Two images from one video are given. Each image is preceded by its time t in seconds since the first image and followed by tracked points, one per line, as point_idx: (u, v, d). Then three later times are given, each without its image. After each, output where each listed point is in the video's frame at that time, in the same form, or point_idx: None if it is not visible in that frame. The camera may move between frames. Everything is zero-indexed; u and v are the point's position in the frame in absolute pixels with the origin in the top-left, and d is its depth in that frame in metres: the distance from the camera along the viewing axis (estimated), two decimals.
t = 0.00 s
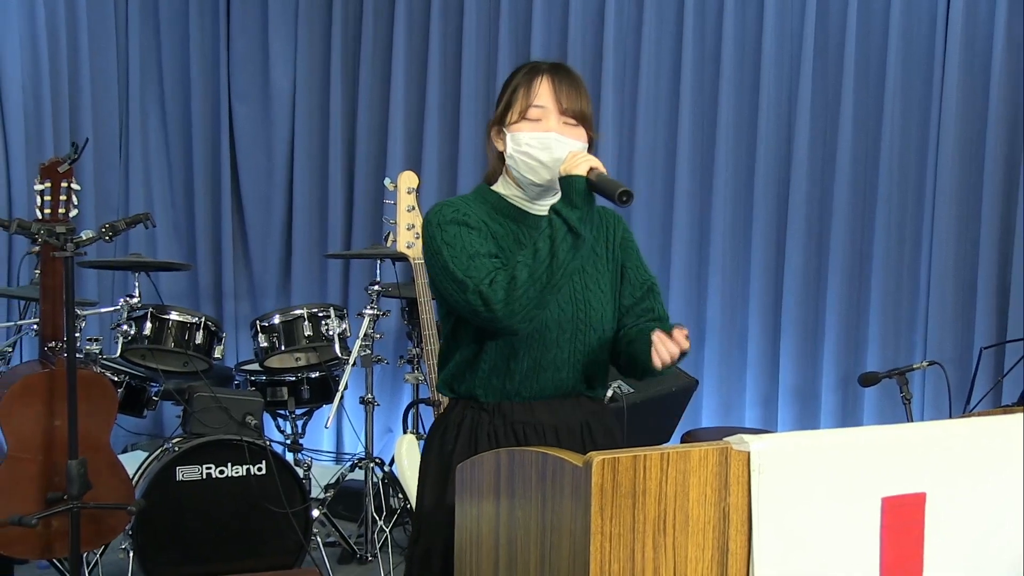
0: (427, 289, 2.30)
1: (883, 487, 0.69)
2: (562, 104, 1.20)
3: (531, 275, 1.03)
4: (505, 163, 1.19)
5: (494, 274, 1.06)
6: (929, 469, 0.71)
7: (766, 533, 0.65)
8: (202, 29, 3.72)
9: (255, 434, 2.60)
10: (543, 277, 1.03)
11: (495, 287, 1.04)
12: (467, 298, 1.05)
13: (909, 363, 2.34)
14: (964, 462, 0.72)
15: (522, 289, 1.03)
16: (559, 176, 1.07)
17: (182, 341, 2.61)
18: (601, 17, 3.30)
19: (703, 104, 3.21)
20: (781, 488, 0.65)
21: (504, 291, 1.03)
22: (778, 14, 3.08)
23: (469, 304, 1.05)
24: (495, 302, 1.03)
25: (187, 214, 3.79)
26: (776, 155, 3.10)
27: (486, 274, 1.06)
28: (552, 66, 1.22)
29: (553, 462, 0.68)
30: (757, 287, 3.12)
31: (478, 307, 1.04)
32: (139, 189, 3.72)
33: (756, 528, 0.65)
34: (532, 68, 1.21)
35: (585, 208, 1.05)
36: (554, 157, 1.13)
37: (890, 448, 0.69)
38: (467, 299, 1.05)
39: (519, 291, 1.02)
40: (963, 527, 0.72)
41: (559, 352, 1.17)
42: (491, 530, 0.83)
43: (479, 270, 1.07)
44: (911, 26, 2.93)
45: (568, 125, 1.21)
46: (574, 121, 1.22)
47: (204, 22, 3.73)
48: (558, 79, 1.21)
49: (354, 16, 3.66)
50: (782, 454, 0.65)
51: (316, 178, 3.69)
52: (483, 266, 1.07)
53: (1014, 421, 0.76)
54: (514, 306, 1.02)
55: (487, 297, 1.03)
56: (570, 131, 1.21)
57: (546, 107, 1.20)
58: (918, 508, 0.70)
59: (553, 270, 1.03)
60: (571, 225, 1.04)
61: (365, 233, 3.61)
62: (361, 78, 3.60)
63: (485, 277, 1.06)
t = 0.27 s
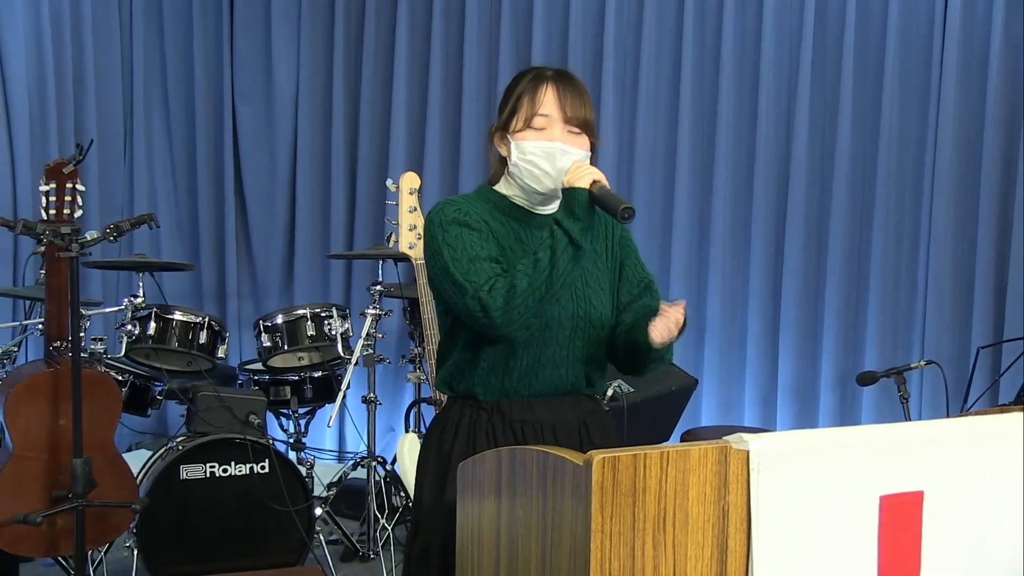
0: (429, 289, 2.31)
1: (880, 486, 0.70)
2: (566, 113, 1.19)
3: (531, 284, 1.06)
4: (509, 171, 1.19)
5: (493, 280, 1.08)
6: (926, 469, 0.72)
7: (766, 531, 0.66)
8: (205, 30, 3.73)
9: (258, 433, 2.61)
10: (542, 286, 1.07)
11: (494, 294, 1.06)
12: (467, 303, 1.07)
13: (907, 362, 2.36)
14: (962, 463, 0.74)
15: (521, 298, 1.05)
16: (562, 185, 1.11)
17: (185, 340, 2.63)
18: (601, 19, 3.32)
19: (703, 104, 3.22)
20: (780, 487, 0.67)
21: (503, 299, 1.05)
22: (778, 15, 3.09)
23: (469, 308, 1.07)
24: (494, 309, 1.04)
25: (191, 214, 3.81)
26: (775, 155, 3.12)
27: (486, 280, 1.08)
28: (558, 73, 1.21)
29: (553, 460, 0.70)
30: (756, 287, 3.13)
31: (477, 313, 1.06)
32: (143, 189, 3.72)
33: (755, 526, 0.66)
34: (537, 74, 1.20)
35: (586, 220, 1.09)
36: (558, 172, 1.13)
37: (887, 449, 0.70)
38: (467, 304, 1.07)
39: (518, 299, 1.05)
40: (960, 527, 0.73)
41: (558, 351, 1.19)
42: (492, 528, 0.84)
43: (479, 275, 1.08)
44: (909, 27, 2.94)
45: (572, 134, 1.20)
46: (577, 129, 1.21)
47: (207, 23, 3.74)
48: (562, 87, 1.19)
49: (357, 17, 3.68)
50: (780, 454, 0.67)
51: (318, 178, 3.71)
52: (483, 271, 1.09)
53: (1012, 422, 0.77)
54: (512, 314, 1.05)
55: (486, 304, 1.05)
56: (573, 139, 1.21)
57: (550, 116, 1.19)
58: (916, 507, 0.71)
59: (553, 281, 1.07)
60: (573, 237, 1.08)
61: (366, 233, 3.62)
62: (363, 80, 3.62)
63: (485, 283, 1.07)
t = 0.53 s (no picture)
0: (430, 289, 2.32)
1: (877, 484, 0.72)
2: (574, 117, 1.21)
3: (542, 285, 1.04)
4: (518, 174, 1.19)
5: (503, 281, 1.07)
6: (922, 469, 0.73)
7: (764, 526, 0.68)
8: (209, 32, 3.75)
9: (261, 431, 2.65)
10: (552, 288, 1.04)
11: (505, 295, 1.05)
12: (477, 304, 1.06)
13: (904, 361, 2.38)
14: (958, 463, 0.75)
15: (532, 300, 1.04)
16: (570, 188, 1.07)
17: (189, 339, 2.65)
18: (601, 20, 3.33)
19: (703, 105, 3.24)
20: (777, 484, 0.68)
21: (514, 300, 1.05)
22: (776, 17, 3.11)
23: (479, 310, 1.06)
24: (504, 310, 1.04)
25: (195, 214, 3.83)
26: (774, 156, 3.14)
27: (496, 281, 1.07)
28: (564, 77, 1.23)
29: (553, 458, 0.71)
30: (755, 287, 3.15)
31: (488, 314, 1.05)
32: (147, 190, 3.74)
33: (755, 522, 0.68)
34: (544, 79, 1.22)
35: (597, 221, 1.04)
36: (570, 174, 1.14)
37: (884, 448, 0.72)
38: (477, 305, 1.06)
39: (529, 301, 1.04)
40: (956, 524, 0.74)
41: (565, 351, 1.19)
42: (494, 527, 0.86)
43: (490, 277, 1.08)
44: (907, 29, 2.96)
45: (580, 138, 1.22)
46: (585, 133, 1.23)
47: (211, 25, 3.76)
48: (570, 92, 1.21)
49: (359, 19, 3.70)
50: (777, 452, 0.68)
51: (320, 178, 3.73)
52: (494, 273, 1.08)
53: (1011, 420, 0.78)
54: (523, 316, 1.04)
55: (497, 305, 1.04)
56: (581, 143, 1.22)
57: (559, 120, 1.20)
58: (912, 504, 0.73)
59: (563, 282, 1.05)
60: (582, 238, 1.04)
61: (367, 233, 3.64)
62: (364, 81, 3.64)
63: (496, 284, 1.07)
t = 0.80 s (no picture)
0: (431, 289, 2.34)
1: (874, 482, 0.73)
2: (586, 117, 1.23)
3: (563, 284, 1.06)
4: (532, 174, 1.21)
5: (524, 281, 1.08)
6: (916, 466, 0.74)
7: (762, 523, 0.69)
8: (212, 32, 3.77)
9: (263, 429, 2.66)
10: (573, 287, 1.07)
11: (526, 295, 1.07)
12: (498, 304, 1.08)
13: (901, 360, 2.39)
14: (953, 459, 0.76)
15: (553, 300, 1.06)
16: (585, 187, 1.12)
17: (192, 338, 2.68)
18: (601, 21, 3.35)
19: (702, 105, 3.25)
20: (776, 482, 0.70)
21: (535, 300, 1.06)
22: (774, 17, 3.12)
23: (500, 310, 1.08)
24: (526, 310, 1.06)
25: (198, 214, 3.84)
26: (772, 156, 3.16)
27: (517, 281, 1.09)
28: (574, 77, 1.24)
29: (553, 457, 0.72)
30: (754, 286, 3.17)
31: (510, 314, 1.07)
32: (150, 189, 3.76)
33: (754, 520, 0.69)
34: (555, 79, 1.23)
35: (614, 219, 1.09)
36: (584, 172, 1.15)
37: (881, 446, 0.73)
38: (498, 305, 1.08)
39: (550, 300, 1.05)
40: (953, 520, 0.76)
41: (580, 349, 1.21)
42: (495, 523, 0.87)
43: (510, 277, 1.09)
44: (904, 30, 2.97)
45: (592, 137, 1.23)
46: (597, 132, 1.24)
47: (213, 25, 3.78)
48: (581, 92, 1.23)
49: (360, 20, 3.72)
50: (775, 450, 0.70)
51: (321, 178, 3.75)
52: (514, 273, 1.10)
53: (1005, 419, 0.79)
54: (545, 315, 1.06)
55: (519, 306, 1.06)
56: (593, 142, 1.24)
57: (571, 120, 1.22)
58: (910, 501, 0.74)
59: (584, 281, 1.07)
60: (601, 236, 1.08)
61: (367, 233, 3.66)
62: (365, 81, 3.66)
63: (516, 283, 1.08)
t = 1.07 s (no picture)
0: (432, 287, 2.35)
1: (870, 477, 0.74)
2: (600, 112, 1.24)
3: (585, 278, 1.09)
4: (548, 171, 1.21)
5: (546, 275, 1.10)
6: (911, 462, 0.76)
7: (760, 519, 0.71)
8: (214, 31, 3.78)
9: (265, 427, 2.68)
10: (596, 280, 1.09)
11: (549, 289, 1.09)
12: (521, 298, 1.10)
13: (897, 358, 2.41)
14: (947, 455, 0.77)
15: (576, 293, 1.08)
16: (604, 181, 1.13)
17: (194, 336, 2.71)
18: (600, 21, 3.36)
19: (700, 105, 3.27)
20: (773, 477, 0.71)
21: (558, 293, 1.09)
22: (772, 17, 3.14)
23: (523, 304, 1.10)
24: (550, 303, 1.08)
25: (200, 212, 3.86)
26: (770, 155, 3.17)
27: (539, 275, 1.10)
28: (585, 72, 1.25)
29: (553, 453, 0.74)
30: (752, 284, 3.19)
31: (533, 308, 1.09)
32: (153, 188, 3.76)
33: (750, 515, 0.70)
34: (567, 76, 1.23)
35: (635, 214, 1.11)
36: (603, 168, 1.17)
37: (877, 443, 0.74)
38: (521, 299, 1.10)
39: (573, 294, 1.08)
40: (946, 515, 0.77)
41: (595, 343, 1.22)
42: (494, 522, 0.89)
43: (532, 271, 1.11)
44: (900, 30, 2.99)
45: (606, 132, 1.25)
46: (610, 126, 1.26)
47: (215, 24, 3.79)
48: (595, 88, 1.24)
49: (360, 20, 3.73)
50: (773, 446, 0.71)
51: (321, 177, 3.76)
52: (535, 267, 1.11)
53: (1002, 415, 0.81)
54: (568, 308, 1.08)
55: (542, 300, 1.08)
56: (607, 136, 1.25)
57: (586, 116, 1.23)
58: (906, 496, 0.76)
59: (606, 275, 1.10)
60: (622, 230, 1.10)
61: (367, 232, 3.68)
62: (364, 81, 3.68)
63: (538, 278, 1.10)
